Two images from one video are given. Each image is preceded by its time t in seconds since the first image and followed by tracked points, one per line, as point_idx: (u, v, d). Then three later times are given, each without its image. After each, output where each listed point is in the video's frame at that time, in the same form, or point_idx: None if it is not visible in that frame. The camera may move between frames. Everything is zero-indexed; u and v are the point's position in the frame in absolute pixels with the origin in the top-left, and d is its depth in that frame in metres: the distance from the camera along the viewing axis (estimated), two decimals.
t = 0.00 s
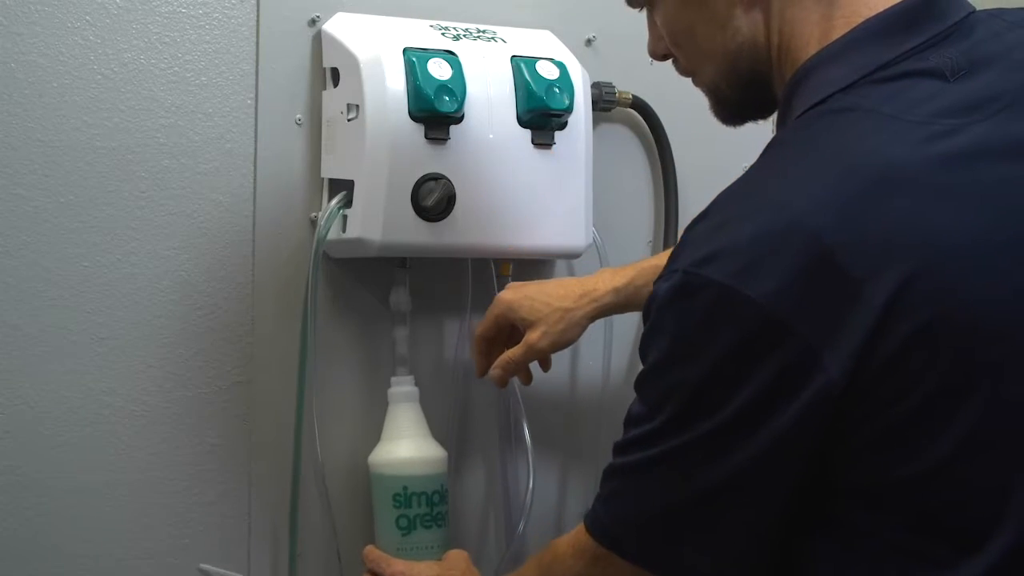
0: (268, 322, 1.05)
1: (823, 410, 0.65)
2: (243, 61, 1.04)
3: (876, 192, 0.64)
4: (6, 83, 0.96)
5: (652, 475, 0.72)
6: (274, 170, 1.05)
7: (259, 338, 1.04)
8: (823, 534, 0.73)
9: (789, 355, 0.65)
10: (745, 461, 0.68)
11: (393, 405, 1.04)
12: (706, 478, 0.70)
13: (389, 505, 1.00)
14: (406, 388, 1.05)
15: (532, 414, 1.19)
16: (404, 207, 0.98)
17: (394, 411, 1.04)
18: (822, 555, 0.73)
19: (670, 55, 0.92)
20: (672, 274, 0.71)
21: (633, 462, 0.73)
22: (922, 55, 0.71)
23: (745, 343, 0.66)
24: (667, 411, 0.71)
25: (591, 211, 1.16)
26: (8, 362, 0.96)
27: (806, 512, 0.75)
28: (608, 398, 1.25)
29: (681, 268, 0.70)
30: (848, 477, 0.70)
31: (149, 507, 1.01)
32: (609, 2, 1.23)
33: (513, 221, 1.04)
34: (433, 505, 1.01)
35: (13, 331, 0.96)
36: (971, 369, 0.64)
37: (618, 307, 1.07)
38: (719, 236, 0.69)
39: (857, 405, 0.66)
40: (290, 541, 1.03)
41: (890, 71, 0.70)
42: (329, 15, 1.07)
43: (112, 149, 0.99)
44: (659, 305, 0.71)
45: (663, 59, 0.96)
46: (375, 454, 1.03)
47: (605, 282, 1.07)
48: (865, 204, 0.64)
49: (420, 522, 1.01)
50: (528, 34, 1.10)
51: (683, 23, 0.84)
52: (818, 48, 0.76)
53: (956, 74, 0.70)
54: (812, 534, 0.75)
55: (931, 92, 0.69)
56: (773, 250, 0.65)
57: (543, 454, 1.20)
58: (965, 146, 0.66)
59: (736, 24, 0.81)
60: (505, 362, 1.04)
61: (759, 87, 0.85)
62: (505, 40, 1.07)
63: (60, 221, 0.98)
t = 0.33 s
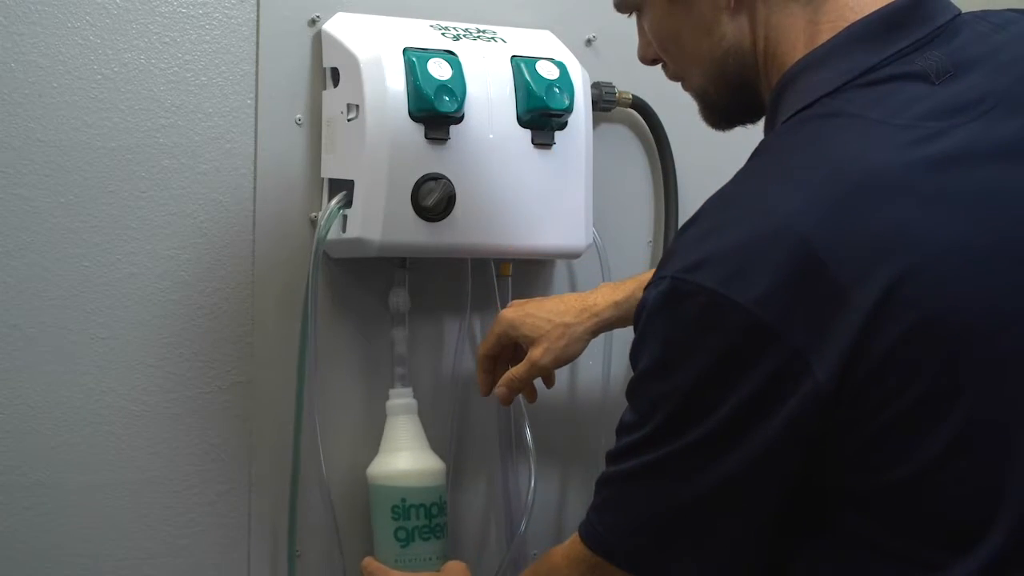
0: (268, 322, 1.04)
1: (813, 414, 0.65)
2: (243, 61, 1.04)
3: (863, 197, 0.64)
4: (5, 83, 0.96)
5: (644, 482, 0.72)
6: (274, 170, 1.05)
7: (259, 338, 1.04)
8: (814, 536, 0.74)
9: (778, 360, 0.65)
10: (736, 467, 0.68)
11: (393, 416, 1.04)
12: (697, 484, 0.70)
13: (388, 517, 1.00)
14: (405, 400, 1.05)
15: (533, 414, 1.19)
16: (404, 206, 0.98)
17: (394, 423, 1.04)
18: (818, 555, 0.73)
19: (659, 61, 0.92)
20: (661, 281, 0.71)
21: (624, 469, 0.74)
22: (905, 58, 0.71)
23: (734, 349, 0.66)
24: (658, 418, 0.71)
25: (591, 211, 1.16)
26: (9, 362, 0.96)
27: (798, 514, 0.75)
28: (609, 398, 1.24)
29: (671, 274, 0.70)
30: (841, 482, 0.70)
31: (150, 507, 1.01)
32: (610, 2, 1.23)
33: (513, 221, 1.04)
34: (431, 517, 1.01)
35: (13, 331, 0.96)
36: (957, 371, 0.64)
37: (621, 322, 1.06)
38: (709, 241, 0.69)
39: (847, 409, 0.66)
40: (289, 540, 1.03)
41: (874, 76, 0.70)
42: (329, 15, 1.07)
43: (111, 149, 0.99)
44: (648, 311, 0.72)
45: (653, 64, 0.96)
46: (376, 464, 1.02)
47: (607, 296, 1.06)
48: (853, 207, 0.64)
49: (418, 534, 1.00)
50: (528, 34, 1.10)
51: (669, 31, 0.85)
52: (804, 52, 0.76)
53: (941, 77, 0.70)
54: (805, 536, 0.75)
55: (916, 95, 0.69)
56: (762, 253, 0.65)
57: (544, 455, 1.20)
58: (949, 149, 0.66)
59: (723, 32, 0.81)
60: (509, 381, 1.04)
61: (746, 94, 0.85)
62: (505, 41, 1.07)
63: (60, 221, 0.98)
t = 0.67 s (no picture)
0: (268, 322, 1.04)
1: (808, 416, 0.65)
2: (243, 61, 1.04)
3: (858, 195, 0.64)
4: (5, 83, 0.96)
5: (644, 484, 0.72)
6: (274, 170, 1.05)
7: (259, 338, 1.04)
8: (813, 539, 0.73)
9: (773, 362, 0.65)
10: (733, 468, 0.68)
11: (387, 432, 1.04)
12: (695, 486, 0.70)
13: (385, 533, 1.00)
14: (401, 413, 1.04)
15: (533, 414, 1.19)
16: (404, 206, 0.98)
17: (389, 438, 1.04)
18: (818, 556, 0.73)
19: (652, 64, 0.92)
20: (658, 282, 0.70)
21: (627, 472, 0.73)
22: (895, 61, 0.71)
23: (728, 352, 0.66)
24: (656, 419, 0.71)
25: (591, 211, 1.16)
26: (9, 362, 0.96)
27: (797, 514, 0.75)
28: (610, 398, 1.24)
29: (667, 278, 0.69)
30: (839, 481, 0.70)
31: (149, 506, 1.01)
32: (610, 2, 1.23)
33: (513, 221, 1.04)
34: (429, 531, 1.01)
35: (13, 330, 0.96)
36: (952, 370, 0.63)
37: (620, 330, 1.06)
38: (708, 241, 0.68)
39: (842, 410, 0.66)
40: (289, 540, 1.03)
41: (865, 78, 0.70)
42: (329, 15, 1.07)
43: (111, 149, 0.99)
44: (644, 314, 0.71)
45: (645, 67, 0.95)
46: (372, 480, 1.02)
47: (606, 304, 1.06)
48: (846, 207, 0.64)
49: (416, 548, 1.00)
50: (527, 34, 1.10)
51: (660, 34, 0.84)
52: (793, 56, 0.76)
53: (932, 77, 0.70)
54: (803, 537, 0.75)
55: (906, 97, 0.69)
56: (758, 254, 0.65)
57: (544, 455, 1.20)
58: (942, 149, 0.65)
59: (713, 34, 0.81)
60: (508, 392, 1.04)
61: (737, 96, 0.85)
62: (505, 40, 1.07)
63: (61, 221, 0.98)
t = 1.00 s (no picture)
0: (269, 322, 1.05)
1: (842, 390, 0.63)
2: (243, 61, 1.04)
3: (884, 171, 0.63)
4: (5, 83, 0.96)
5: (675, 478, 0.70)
6: (274, 170, 1.05)
7: (259, 338, 1.04)
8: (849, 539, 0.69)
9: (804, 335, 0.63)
10: (766, 457, 0.66)
11: (415, 425, 1.02)
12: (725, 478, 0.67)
13: (413, 530, 0.98)
14: (430, 407, 1.03)
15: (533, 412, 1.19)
16: (404, 206, 0.98)
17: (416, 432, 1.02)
18: (849, 572, 0.69)
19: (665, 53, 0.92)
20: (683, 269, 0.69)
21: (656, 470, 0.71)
22: (914, 46, 0.70)
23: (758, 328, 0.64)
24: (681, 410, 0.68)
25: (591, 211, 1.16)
26: (9, 362, 0.96)
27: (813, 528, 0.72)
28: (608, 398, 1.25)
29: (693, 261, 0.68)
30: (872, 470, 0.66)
31: (150, 506, 1.01)
32: (610, 2, 1.23)
33: (514, 221, 1.04)
34: (460, 527, 0.99)
35: (13, 331, 0.96)
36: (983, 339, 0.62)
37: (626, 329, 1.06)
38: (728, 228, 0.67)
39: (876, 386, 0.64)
40: (290, 540, 1.03)
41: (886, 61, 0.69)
42: (329, 15, 1.07)
43: (111, 149, 0.99)
44: (670, 304, 0.70)
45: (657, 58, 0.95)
46: (398, 474, 1.01)
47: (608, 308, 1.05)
48: (874, 177, 0.63)
49: (446, 544, 0.98)
50: (527, 34, 1.10)
51: (676, 17, 0.84)
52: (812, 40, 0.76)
53: (953, 64, 0.69)
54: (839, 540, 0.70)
55: (931, 79, 0.68)
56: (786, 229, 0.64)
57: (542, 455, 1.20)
58: (964, 133, 0.64)
59: (730, 17, 0.80)
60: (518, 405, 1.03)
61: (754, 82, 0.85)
62: (505, 40, 1.07)
63: (61, 221, 0.98)
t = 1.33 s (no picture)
0: (269, 322, 1.05)
1: None
2: (243, 61, 1.04)
3: None
4: (5, 83, 0.96)
5: (858, 468, 0.51)
6: (274, 170, 1.05)
7: (260, 337, 1.04)
8: None
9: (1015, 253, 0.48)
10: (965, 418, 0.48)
11: (548, 347, 0.77)
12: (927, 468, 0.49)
13: (541, 464, 0.74)
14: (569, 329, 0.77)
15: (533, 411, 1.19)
16: (404, 205, 0.98)
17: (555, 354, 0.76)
18: None
19: None
20: (849, 189, 0.53)
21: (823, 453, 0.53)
22: None
23: (962, 244, 0.48)
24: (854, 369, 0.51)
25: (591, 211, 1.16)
26: (9, 362, 0.96)
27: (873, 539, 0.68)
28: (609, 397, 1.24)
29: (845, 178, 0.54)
30: None
31: (150, 505, 1.01)
32: (609, 3, 1.23)
33: (515, 220, 1.04)
34: (596, 463, 0.74)
35: (14, 330, 0.96)
36: None
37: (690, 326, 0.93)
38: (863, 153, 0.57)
39: None
40: (287, 541, 1.03)
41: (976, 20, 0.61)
42: (329, 15, 1.07)
43: (111, 149, 0.99)
44: (834, 239, 0.53)
45: None
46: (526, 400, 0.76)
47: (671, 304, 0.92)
48: None
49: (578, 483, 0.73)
50: (526, 34, 1.10)
51: None
52: None
53: None
54: None
55: None
56: (977, 138, 0.49)
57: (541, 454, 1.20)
58: None
59: None
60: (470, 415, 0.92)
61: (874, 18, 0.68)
62: (505, 41, 1.07)
63: (60, 221, 0.98)
